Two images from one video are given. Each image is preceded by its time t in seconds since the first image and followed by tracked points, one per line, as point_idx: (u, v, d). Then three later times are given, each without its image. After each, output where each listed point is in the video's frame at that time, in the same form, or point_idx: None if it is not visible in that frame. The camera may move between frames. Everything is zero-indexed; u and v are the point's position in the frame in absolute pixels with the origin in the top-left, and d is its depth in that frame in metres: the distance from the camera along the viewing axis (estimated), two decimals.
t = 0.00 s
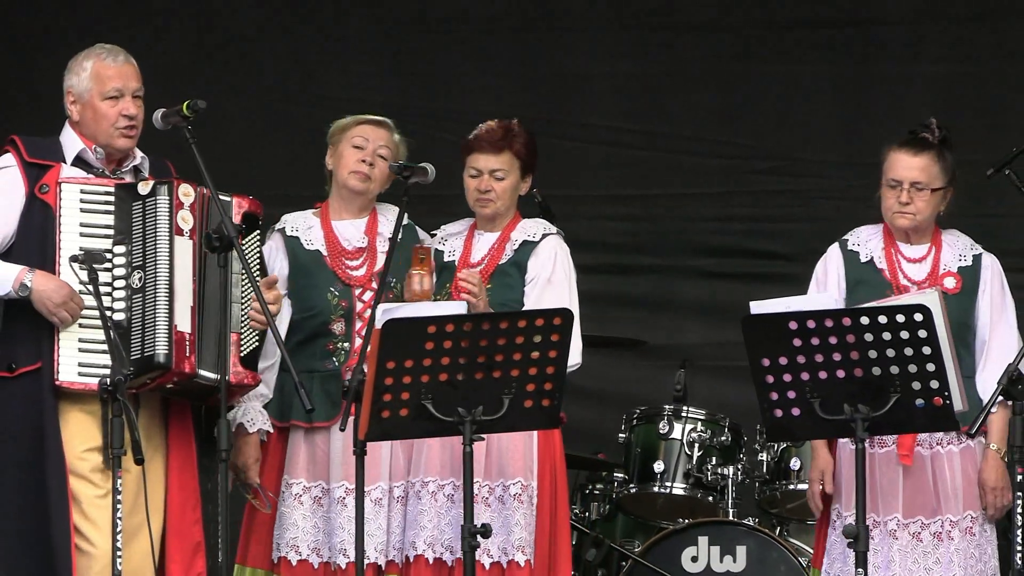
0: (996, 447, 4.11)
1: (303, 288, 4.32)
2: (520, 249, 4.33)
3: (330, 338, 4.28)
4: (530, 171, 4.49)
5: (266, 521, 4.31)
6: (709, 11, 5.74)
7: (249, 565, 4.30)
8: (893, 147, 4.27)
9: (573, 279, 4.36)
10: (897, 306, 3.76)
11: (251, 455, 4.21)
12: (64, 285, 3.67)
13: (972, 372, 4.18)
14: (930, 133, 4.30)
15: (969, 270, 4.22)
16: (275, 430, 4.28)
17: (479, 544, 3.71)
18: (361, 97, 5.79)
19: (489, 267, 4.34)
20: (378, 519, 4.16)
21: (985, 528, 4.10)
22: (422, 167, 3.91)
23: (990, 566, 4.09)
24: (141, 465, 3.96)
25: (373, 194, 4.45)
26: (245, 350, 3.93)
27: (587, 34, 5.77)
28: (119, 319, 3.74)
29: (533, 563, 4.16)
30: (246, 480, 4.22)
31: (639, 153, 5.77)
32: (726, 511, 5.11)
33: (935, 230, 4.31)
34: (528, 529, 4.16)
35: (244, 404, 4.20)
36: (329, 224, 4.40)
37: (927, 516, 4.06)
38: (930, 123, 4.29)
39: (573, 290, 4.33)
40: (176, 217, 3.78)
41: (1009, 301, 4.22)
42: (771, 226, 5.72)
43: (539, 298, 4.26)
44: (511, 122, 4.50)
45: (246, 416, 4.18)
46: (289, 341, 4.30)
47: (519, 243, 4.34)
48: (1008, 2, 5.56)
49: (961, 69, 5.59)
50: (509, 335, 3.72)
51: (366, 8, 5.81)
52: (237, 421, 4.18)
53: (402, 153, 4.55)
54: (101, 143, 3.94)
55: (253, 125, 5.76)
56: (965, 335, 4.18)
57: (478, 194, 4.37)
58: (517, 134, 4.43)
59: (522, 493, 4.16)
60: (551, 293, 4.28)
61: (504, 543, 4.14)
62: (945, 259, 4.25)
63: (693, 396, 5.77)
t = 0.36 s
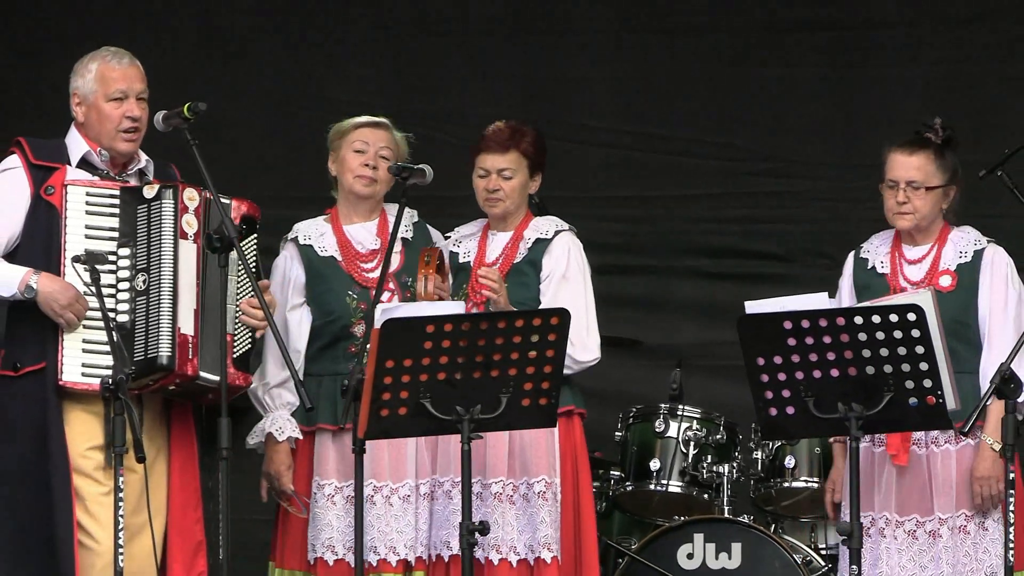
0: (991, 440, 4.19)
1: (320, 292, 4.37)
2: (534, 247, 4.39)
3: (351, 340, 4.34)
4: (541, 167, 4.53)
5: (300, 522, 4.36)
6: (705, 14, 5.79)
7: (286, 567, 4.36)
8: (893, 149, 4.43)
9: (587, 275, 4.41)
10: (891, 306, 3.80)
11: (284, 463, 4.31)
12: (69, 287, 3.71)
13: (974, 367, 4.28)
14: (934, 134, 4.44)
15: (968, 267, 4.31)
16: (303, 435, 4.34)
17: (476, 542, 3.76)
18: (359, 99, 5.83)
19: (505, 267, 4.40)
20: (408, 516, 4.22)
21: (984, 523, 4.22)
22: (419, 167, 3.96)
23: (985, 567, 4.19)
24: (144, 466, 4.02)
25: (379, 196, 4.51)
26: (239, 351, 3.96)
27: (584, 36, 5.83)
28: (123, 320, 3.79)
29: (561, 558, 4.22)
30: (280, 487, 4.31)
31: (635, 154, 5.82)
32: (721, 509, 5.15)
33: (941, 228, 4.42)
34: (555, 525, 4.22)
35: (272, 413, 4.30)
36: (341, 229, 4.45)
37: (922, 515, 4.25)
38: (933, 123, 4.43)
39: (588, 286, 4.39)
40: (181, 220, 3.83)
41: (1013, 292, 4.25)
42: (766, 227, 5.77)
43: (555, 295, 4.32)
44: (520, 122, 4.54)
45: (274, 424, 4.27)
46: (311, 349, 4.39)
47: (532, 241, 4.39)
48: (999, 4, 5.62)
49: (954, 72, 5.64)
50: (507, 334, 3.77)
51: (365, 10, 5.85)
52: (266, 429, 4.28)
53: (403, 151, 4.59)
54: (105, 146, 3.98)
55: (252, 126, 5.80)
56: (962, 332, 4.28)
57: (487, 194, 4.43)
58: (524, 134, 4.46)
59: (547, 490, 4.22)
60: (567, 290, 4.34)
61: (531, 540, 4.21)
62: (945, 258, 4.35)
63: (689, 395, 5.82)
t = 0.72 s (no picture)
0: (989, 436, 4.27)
1: (319, 297, 4.43)
2: (537, 247, 4.44)
3: (352, 343, 4.39)
4: (545, 169, 4.57)
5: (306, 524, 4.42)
6: (700, 17, 5.84)
7: (295, 568, 4.40)
8: (898, 151, 4.50)
9: (589, 274, 4.46)
10: (884, 304, 3.86)
11: (289, 467, 4.35)
12: (73, 284, 3.77)
13: (976, 367, 4.33)
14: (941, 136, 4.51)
15: (971, 268, 4.37)
16: (307, 438, 4.37)
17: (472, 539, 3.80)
18: (357, 100, 5.88)
19: (507, 267, 4.45)
20: (412, 513, 4.27)
21: (986, 519, 4.30)
22: (418, 167, 3.99)
23: (986, 563, 4.27)
24: (144, 463, 4.06)
25: (373, 200, 4.54)
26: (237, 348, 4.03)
27: (579, 39, 5.87)
28: (125, 319, 3.84)
29: (566, 554, 4.26)
30: (286, 491, 4.35)
31: (630, 155, 5.87)
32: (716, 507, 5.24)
33: (946, 229, 4.49)
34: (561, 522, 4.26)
35: (276, 419, 4.33)
36: (338, 233, 4.50)
37: (926, 511, 4.34)
38: (941, 125, 4.51)
39: (591, 286, 4.44)
40: (183, 220, 3.88)
41: (1015, 292, 4.31)
42: (760, 226, 5.82)
43: (558, 294, 4.37)
44: (527, 123, 4.59)
45: (279, 429, 4.30)
46: (312, 352, 4.44)
47: (535, 241, 4.44)
48: (990, 6, 5.67)
49: (946, 75, 5.70)
50: (503, 333, 3.82)
51: (362, 13, 5.90)
52: (271, 434, 4.31)
53: (394, 154, 4.62)
54: (108, 147, 4.04)
55: (250, 127, 5.85)
56: (962, 331, 4.33)
57: (491, 195, 4.48)
58: (528, 135, 4.51)
59: (552, 487, 4.26)
60: (570, 290, 4.39)
61: (537, 537, 4.25)
62: (949, 258, 4.42)
63: (684, 393, 5.87)
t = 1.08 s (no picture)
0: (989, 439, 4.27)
1: (305, 291, 4.46)
2: (520, 248, 4.48)
3: (333, 338, 4.42)
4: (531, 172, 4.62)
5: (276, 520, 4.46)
6: (695, 21, 5.89)
7: (271, 559, 4.42)
8: (896, 149, 4.42)
9: (571, 277, 4.51)
10: (877, 304, 3.89)
11: (251, 454, 4.39)
12: (74, 288, 3.81)
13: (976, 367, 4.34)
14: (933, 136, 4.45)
15: (971, 269, 4.36)
16: (279, 428, 4.43)
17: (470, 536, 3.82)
18: (355, 102, 5.94)
19: (489, 267, 4.49)
20: (384, 512, 4.30)
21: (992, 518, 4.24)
22: (416, 168, 4.01)
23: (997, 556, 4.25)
24: (147, 463, 4.10)
25: (367, 196, 4.59)
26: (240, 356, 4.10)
27: (575, 42, 5.93)
28: (128, 322, 3.89)
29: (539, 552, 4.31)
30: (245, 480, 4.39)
31: (625, 156, 5.92)
32: (711, 503, 5.25)
33: (937, 229, 4.46)
34: (534, 520, 4.31)
35: (243, 405, 4.36)
36: (329, 229, 4.54)
37: (937, 508, 4.19)
38: (932, 125, 4.45)
39: (571, 288, 4.49)
40: (188, 225, 3.93)
41: (1010, 296, 4.36)
42: (754, 227, 5.87)
43: (539, 297, 4.42)
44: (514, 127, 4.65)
45: (245, 416, 4.34)
46: (294, 344, 4.47)
47: (518, 243, 4.48)
48: (981, 10, 5.72)
49: (938, 77, 5.75)
50: (500, 332, 3.86)
51: (360, 16, 5.96)
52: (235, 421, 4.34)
53: (388, 154, 4.68)
54: (111, 150, 4.09)
55: (250, 129, 5.90)
56: (968, 332, 4.32)
57: (478, 197, 4.52)
58: (515, 137, 4.56)
59: (525, 486, 4.31)
60: (550, 292, 4.43)
61: (509, 535, 4.29)
62: (947, 259, 4.39)
63: (680, 392, 5.92)
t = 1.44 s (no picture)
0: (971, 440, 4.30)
1: (293, 290, 4.51)
2: (504, 251, 4.54)
3: (315, 336, 4.48)
4: (520, 176, 4.69)
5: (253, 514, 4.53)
6: (689, 24, 5.95)
7: (244, 552, 4.49)
8: (881, 151, 4.44)
9: (554, 281, 4.55)
10: (871, 303, 3.93)
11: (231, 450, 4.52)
12: (72, 288, 3.86)
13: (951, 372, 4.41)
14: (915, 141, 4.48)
15: (951, 273, 4.43)
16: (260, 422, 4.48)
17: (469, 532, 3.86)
18: (353, 104, 5.99)
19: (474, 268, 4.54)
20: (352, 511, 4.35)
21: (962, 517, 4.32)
22: (415, 169, 4.05)
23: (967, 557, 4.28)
24: (148, 462, 4.15)
25: (361, 198, 4.64)
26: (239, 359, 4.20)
27: (572, 45, 5.99)
28: (127, 320, 3.93)
29: (502, 550, 4.39)
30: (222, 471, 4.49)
31: (621, 158, 5.98)
32: (706, 501, 5.33)
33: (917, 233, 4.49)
34: (500, 518, 4.38)
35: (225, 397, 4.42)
36: (320, 228, 4.60)
37: (921, 507, 4.20)
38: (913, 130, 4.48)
39: (554, 291, 4.53)
40: (184, 224, 3.96)
41: (981, 307, 4.47)
42: (749, 228, 5.93)
43: (521, 299, 4.46)
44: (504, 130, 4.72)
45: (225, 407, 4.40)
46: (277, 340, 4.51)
47: (503, 246, 4.54)
48: (975, 14, 5.78)
49: (931, 79, 5.80)
50: (498, 331, 3.90)
51: (359, 19, 6.03)
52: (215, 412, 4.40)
53: (387, 158, 4.72)
54: (109, 152, 4.14)
55: (249, 130, 5.96)
56: (950, 336, 4.38)
57: (461, 192, 4.61)
58: (505, 139, 4.65)
59: (494, 485, 4.38)
60: (532, 294, 4.48)
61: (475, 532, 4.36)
62: (929, 262, 4.44)
63: (676, 390, 5.97)
